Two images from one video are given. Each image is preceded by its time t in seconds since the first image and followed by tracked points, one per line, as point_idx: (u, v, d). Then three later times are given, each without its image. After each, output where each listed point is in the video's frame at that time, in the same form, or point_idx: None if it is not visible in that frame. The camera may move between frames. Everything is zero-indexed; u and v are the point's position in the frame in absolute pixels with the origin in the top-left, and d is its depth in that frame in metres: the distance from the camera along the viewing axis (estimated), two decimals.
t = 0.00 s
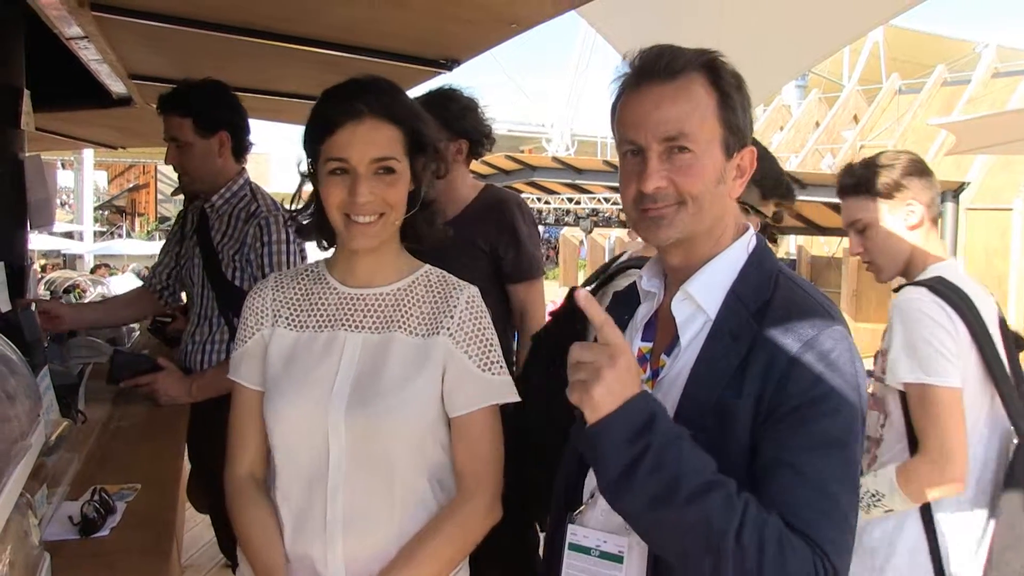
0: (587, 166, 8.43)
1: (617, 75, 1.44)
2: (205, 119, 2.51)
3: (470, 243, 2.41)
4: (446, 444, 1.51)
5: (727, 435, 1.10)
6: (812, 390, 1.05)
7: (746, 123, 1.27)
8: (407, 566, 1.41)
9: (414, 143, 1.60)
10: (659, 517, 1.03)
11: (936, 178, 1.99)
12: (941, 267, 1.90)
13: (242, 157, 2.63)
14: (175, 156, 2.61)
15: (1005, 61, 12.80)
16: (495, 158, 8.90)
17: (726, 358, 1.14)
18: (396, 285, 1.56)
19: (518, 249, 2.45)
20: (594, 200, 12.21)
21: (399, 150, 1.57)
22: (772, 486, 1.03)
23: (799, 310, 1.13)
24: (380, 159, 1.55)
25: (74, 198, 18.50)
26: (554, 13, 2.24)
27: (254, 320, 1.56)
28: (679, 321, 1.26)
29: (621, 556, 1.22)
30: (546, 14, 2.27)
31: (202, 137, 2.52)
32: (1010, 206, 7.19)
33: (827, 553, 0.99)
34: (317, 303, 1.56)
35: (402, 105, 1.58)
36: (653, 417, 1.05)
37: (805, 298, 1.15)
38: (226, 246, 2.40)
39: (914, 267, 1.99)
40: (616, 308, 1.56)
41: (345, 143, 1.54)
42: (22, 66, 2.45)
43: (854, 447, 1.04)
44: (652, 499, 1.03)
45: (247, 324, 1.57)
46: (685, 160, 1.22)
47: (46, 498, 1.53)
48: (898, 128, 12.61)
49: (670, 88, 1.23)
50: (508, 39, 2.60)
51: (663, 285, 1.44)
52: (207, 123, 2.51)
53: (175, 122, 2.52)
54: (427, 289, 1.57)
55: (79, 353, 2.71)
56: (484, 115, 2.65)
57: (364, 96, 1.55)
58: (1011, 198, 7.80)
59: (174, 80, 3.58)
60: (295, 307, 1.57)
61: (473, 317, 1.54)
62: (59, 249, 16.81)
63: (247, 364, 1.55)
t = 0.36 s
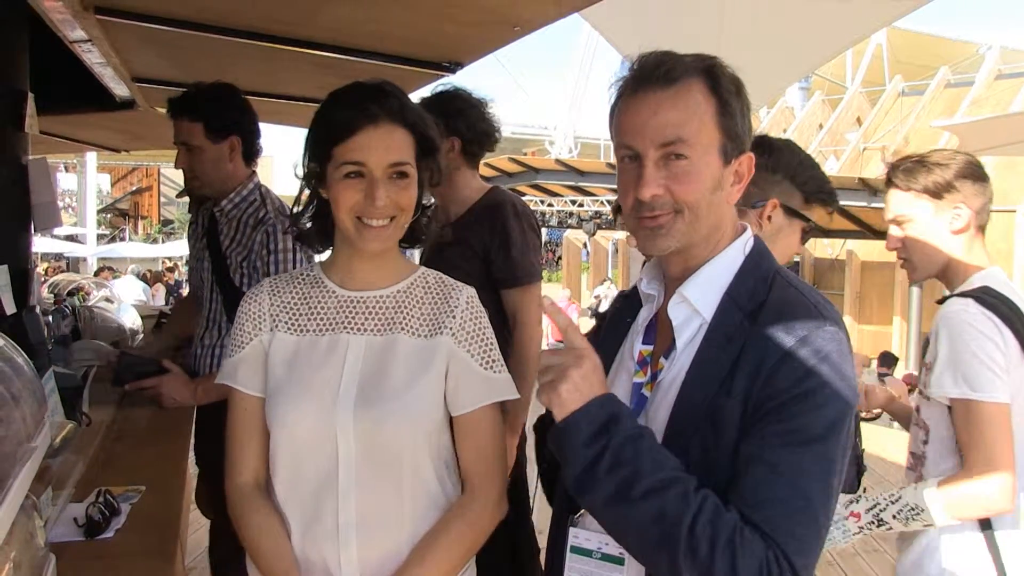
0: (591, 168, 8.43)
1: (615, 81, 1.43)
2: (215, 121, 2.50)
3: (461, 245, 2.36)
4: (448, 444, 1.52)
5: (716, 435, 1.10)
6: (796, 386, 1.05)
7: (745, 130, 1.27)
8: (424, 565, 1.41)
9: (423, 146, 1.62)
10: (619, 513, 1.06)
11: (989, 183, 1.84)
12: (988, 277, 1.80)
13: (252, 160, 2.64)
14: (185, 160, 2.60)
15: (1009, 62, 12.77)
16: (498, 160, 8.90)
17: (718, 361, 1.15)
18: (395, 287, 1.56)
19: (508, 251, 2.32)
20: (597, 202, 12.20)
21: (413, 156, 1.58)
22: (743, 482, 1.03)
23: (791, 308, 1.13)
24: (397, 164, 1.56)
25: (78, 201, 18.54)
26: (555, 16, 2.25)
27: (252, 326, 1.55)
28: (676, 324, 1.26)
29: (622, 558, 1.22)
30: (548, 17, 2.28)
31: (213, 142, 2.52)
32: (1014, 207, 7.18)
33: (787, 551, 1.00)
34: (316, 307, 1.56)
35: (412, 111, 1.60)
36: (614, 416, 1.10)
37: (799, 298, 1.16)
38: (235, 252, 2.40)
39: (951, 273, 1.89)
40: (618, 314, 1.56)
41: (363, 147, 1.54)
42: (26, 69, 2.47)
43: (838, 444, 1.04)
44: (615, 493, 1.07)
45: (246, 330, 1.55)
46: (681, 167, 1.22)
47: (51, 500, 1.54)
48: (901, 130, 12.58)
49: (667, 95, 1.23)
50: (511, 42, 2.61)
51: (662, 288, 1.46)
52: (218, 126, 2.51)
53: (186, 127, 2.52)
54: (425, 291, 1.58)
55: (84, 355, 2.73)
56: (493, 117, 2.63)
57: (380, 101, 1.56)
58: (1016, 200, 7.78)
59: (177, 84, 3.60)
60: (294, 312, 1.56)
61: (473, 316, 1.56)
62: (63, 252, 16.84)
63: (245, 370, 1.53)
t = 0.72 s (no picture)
0: (592, 170, 8.45)
1: (608, 84, 1.44)
2: (221, 120, 2.51)
3: (468, 245, 2.37)
4: (447, 443, 1.52)
5: (710, 435, 1.11)
6: (789, 385, 1.05)
7: (737, 131, 1.26)
8: (423, 564, 1.41)
9: (419, 148, 1.62)
10: (607, 496, 1.08)
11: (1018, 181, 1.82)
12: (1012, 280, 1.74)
13: (261, 159, 2.62)
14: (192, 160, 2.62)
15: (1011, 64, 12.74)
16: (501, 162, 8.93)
17: (715, 362, 1.15)
18: (396, 287, 1.57)
19: (510, 252, 2.31)
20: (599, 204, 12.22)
21: (408, 157, 1.58)
22: (730, 480, 1.04)
23: (787, 308, 1.14)
24: (392, 166, 1.56)
25: (81, 201, 18.59)
26: (556, 16, 2.25)
27: (254, 325, 1.56)
28: (674, 324, 1.26)
29: (618, 558, 1.23)
30: (548, 18, 2.29)
31: (219, 141, 2.52)
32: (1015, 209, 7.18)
33: (770, 550, 1.00)
34: (317, 307, 1.56)
35: (408, 111, 1.60)
36: (612, 401, 1.13)
37: (796, 299, 1.16)
38: (240, 253, 2.39)
39: (986, 276, 1.84)
40: (620, 315, 1.57)
41: (357, 149, 1.54)
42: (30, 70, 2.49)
43: (829, 444, 1.04)
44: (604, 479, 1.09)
45: (247, 331, 1.56)
46: (671, 168, 1.22)
47: (54, 498, 1.54)
48: (903, 131, 12.58)
49: (656, 97, 1.23)
50: (512, 43, 2.62)
51: (661, 290, 1.46)
52: (223, 126, 2.52)
53: (192, 127, 2.53)
54: (427, 291, 1.58)
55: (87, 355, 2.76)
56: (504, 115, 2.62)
57: (376, 102, 1.56)
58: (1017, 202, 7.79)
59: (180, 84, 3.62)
60: (295, 312, 1.57)
61: (473, 317, 1.56)
62: (65, 252, 16.88)
63: (247, 370, 1.54)
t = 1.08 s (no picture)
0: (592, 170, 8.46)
1: (600, 84, 1.45)
2: (212, 118, 2.50)
3: (474, 248, 2.37)
4: (442, 444, 1.52)
5: (702, 437, 1.11)
6: (782, 386, 1.06)
7: (728, 130, 1.26)
8: (412, 562, 1.42)
9: (409, 149, 1.60)
10: (586, 524, 1.08)
11: None
12: None
13: (254, 157, 2.62)
14: (182, 157, 2.61)
15: (1010, 65, 12.74)
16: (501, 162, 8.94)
17: (709, 363, 1.15)
18: (393, 287, 1.57)
19: (516, 255, 2.31)
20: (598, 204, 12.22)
21: (395, 158, 1.56)
22: (720, 482, 1.04)
23: (782, 308, 1.14)
24: (375, 166, 1.54)
25: (80, 201, 18.58)
26: (553, 17, 2.25)
27: (253, 323, 1.57)
28: (667, 325, 1.27)
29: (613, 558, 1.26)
30: (546, 20, 2.30)
31: (212, 137, 2.52)
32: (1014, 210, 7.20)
33: (754, 553, 1.00)
34: (316, 305, 1.57)
35: (399, 111, 1.57)
36: (576, 428, 1.10)
37: (788, 299, 1.16)
38: (231, 251, 2.39)
39: None
40: (613, 314, 1.57)
41: (340, 150, 1.53)
42: (26, 70, 2.48)
43: (819, 446, 1.05)
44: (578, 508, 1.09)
45: (247, 328, 1.57)
46: (665, 166, 1.22)
47: (48, 498, 1.54)
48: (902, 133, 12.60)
49: (648, 97, 1.24)
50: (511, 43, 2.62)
51: (653, 289, 1.46)
52: (214, 124, 2.51)
53: (182, 122, 2.52)
54: (424, 291, 1.58)
55: (81, 355, 2.80)
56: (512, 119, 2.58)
57: (360, 102, 1.54)
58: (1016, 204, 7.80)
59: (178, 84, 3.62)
60: (294, 310, 1.57)
61: (469, 318, 1.56)
62: (64, 252, 16.87)
63: (246, 367, 1.55)
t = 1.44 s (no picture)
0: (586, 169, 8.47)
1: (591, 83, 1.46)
2: (190, 116, 2.49)
3: (467, 246, 2.36)
4: (435, 443, 1.53)
5: (689, 435, 1.12)
6: (771, 386, 1.06)
7: (718, 127, 1.26)
8: (400, 563, 1.43)
9: (395, 148, 1.59)
10: (577, 527, 1.08)
11: None
12: None
13: (232, 157, 2.60)
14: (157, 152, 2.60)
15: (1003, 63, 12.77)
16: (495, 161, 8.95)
17: (698, 361, 1.16)
18: (388, 286, 1.57)
19: (512, 254, 2.31)
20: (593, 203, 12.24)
21: (378, 157, 1.56)
22: (709, 483, 1.05)
23: (770, 306, 1.14)
24: (356, 165, 1.55)
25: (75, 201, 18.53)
26: (545, 17, 2.26)
27: (247, 320, 1.57)
28: (655, 323, 1.27)
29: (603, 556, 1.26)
30: (538, 19, 2.31)
31: (186, 133, 2.51)
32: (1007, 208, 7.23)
33: (742, 551, 1.02)
34: (310, 303, 1.57)
35: (389, 111, 1.58)
36: (566, 432, 1.11)
37: (774, 296, 1.17)
38: (207, 248, 2.39)
39: None
40: (603, 311, 1.58)
41: (322, 149, 1.53)
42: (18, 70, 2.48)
43: (807, 444, 1.06)
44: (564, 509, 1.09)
45: (241, 324, 1.57)
46: (652, 165, 1.23)
47: (39, 498, 1.54)
48: (896, 131, 12.63)
49: (638, 95, 1.24)
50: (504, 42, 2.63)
51: (642, 287, 1.47)
52: (197, 121, 2.51)
53: (158, 117, 2.51)
54: (418, 291, 1.59)
55: (75, 355, 2.84)
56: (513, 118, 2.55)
57: (342, 102, 1.55)
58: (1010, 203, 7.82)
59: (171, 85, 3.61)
60: (288, 307, 1.58)
61: (463, 319, 1.56)
62: (58, 252, 16.81)
63: (239, 364, 1.55)
